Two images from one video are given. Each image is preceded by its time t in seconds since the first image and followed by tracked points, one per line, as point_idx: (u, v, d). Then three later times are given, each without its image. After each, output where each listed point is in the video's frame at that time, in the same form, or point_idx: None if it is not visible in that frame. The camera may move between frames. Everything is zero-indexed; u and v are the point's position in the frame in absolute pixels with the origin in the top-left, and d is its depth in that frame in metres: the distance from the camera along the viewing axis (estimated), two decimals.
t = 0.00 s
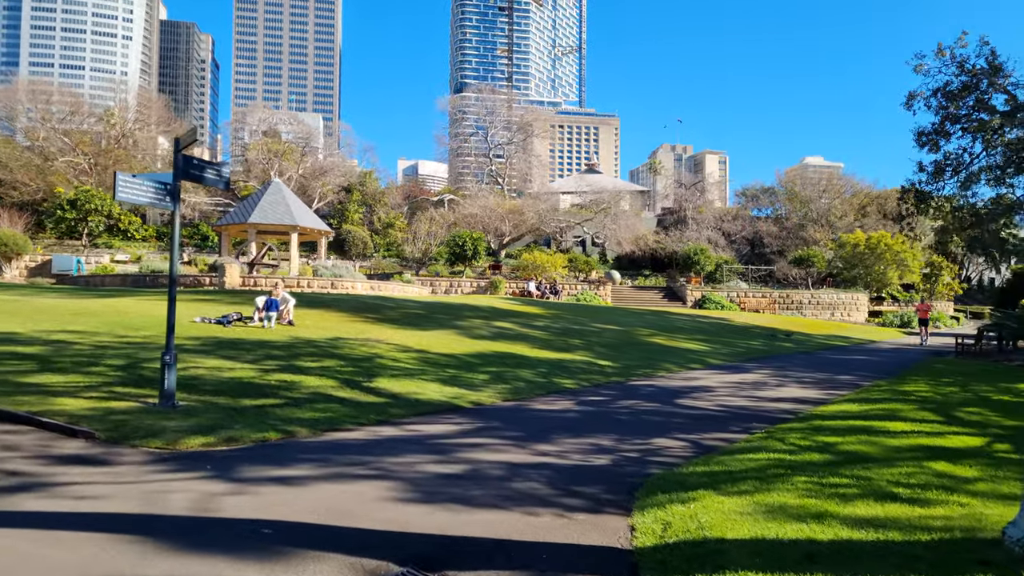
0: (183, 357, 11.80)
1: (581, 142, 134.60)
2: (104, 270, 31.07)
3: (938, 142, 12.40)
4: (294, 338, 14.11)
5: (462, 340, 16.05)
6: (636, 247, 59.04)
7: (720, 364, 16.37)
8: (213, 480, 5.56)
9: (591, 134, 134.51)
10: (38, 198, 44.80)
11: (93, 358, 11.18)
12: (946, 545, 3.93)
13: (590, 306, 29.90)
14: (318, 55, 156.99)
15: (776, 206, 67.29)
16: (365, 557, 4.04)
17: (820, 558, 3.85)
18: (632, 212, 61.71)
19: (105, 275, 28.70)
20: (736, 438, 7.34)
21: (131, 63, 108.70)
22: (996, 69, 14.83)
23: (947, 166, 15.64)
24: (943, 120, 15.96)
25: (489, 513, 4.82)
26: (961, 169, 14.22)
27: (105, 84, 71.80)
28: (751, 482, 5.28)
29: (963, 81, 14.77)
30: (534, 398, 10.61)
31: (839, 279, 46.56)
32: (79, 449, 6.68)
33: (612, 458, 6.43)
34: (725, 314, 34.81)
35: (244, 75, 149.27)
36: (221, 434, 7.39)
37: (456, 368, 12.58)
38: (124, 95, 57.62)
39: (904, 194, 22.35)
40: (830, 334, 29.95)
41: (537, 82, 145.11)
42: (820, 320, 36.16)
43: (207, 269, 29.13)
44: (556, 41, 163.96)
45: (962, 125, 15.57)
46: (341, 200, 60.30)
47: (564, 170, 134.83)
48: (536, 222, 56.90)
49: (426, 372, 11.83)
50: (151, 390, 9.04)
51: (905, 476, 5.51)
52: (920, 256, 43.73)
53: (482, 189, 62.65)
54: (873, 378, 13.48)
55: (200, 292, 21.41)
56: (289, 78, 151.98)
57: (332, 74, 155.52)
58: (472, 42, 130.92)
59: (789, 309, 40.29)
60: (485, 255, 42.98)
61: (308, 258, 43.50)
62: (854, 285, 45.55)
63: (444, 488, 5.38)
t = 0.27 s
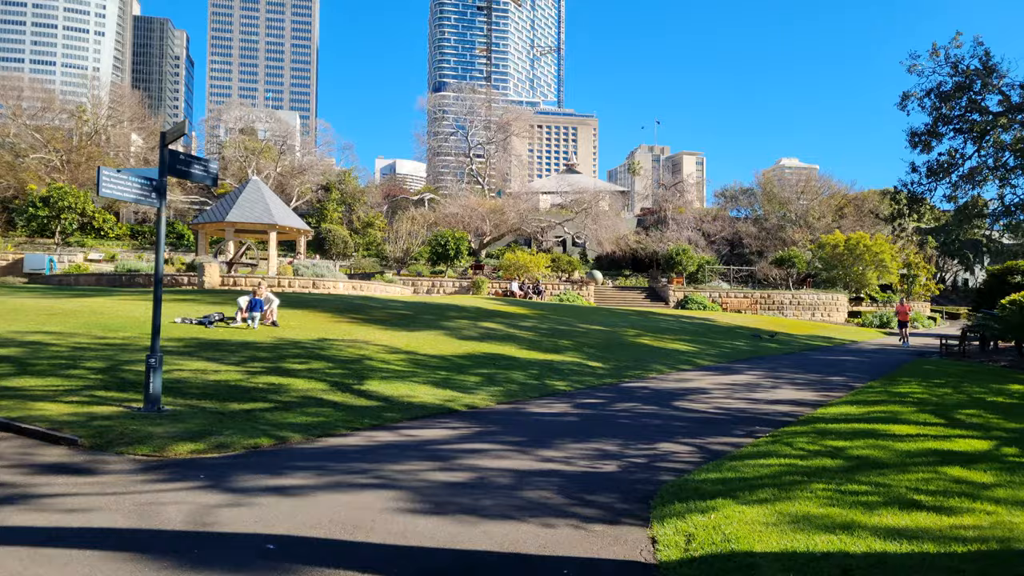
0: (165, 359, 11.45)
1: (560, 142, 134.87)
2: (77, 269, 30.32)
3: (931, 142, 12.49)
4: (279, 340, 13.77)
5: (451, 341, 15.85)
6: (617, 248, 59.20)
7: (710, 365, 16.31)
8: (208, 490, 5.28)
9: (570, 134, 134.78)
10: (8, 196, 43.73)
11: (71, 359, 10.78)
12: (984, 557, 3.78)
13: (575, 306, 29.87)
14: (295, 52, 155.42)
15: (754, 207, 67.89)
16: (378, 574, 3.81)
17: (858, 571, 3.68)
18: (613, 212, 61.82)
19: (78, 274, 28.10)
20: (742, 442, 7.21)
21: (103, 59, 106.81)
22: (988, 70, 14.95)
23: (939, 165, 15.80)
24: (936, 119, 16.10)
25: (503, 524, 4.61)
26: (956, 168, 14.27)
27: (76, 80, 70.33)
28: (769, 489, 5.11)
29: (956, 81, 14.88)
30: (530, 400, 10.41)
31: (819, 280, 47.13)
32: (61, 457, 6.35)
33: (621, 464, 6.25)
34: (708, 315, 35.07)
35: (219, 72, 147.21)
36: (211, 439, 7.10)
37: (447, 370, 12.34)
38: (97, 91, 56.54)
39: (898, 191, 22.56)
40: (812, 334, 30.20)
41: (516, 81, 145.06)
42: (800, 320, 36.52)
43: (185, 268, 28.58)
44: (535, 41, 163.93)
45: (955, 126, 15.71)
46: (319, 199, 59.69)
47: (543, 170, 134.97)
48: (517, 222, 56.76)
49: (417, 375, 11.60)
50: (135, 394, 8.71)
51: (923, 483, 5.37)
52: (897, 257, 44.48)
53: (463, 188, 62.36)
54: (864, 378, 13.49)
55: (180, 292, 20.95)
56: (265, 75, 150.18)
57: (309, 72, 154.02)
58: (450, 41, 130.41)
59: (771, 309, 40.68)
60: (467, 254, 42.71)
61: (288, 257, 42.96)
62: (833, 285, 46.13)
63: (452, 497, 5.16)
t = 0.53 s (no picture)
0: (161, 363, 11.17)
1: (549, 143, 134.90)
2: (64, 269, 29.92)
3: (936, 142, 12.44)
4: (276, 343, 13.51)
5: (450, 343, 15.63)
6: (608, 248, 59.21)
7: (711, 368, 16.18)
8: (217, 502, 5.04)
9: (559, 135, 134.78)
10: None
11: (64, 363, 10.50)
12: None
13: (569, 308, 29.77)
14: (282, 52, 154.46)
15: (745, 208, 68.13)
16: None
17: None
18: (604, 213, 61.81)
19: (67, 275, 27.31)
20: (761, 448, 7.03)
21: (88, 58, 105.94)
22: (994, 69, 14.90)
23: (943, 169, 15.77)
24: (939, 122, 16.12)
25: (530, 539, 4.39)
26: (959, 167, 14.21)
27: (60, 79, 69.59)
28: (801, 499, 4.94)
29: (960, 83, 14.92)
30: (536, 405, 10.21)
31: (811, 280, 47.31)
32: (61, 467, 6.11)
33: (642, 472, 6.05)
34: (702, 316, 35.12)
35: (206, 71, 146.01)
36: (215, 447, 6.85)
37: (449, 374, 12.13)
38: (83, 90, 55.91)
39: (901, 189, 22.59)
40: (807, 335, 30.24)
41: (506, 82, 144.79)
42: (793, 322, 36.60)
43: (176, 269, 28.18)
44: (524, 41, 163.75)
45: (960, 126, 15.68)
46: (309, 199, 59.22)
47: (533, 170, 134.87)
48: (508, 223, 56.60)
49: (419, 379, 11.37)
50: (132, 400, 8.46)
51: (958, 493, 5.21)
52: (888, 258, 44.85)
53: (453, 188, 62.11)
54: (868, 381, 13.40)
55: (172, 293, 20.63)
56: (252, 74, 149.06)
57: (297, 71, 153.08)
58: (439, 41, 129.95)
59: (764, 310, 40.82)
60: (459, 254, 42.45)
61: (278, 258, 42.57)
62: (826, 286, 46.33)
63: (474, 509, 4.94)
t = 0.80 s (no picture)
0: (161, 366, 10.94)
1: (543, 143, 134.92)
2: (57, 270, 29.63)
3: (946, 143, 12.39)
4: (277, 346, 13.29)
5: (452, 346, 15.45)
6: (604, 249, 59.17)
7: (715, 371, 16.05)
8: (229, 515, 4.84)
9: (552, 136, 134.74)
10: None
11: (62, 366, 10.28)
12: None
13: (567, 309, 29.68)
14: (275, 52, 153.84)
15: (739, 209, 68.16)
16: None
17: None
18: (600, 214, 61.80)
19: (60, 275, 26.92)
20: (782, 456, 6.86)
21: (79, 57, 105.40)
22: (1004, 70, 14.89)
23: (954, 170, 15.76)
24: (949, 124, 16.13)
25: (561, 555, 4.21)
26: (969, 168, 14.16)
27: (52, 78, 69.11)
28: (836, 511, 4.77)
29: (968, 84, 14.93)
30: (544, 409, 10.03)
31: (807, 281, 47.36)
32: (63, 477, 5.91)
33: (665, 481, 5.88)
34: (700, 317, 35.09)
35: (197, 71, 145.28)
36: (221, 455, 6.64)
37: (454, 377, 11.94)
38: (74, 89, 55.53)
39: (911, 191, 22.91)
40: (805, 336, 30.21)
41: (499, 82, 144.61)
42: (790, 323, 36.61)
43: (170, 269, 27.90)
44: (517, 42, 163.58)
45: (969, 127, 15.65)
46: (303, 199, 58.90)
47: (526, 171, 134.79)
48: (503, 223, 56.43)
49: (424, 382, 11.18)
50: (133, 405, 8.25)
51: (995, 503, 5.05)
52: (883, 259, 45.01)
53: (448, 189, 61.91)
54: (876, 384, 13.28)
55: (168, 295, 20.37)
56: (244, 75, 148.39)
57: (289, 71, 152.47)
58: (431, 41, 129.59)
59: (761, 311, 40.89)
60: (456, 255, 42.27)
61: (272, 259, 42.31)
62: (822, 287, 46.39)
63: (497, 522, 4.75)
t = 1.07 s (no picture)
0: (162, 368, 10.70)
1: (537, 143, 134.77)
2: (50, 269, 29.27)
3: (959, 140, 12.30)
4: (280, 347, 13.07)
5: (456, 346, 15.27)
6: (600, 249, 59.02)
7: (722, 372, 15.91)
8: (244, 526, 4.62)
9: (547, 135, 134.61)
10: None
11: (62, 368, 10.05)
12: None
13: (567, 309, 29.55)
14: (267, 51, 153.09)
15: (735, 209, 68.16)
16: None
17: None
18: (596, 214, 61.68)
19: (54, 275, 26.56)
20: (807, 461, 6.68)
21: (71, 55, 104.81)
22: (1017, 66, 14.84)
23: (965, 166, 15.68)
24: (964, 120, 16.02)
25: (599, 571, 3.99)
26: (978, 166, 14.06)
27: (43, 76, 68.40)
28: (877, 521, 4.59)
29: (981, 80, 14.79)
30: (556, 412, 9.84)
31: (805, 281, 47.37)
32: (68, 484, 5.69)
33: (691, 488, 5.69)
34: (699, 317, 35.04)
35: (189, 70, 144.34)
36: (231, 460, 6.43)
37: (461, 379, 11.75)
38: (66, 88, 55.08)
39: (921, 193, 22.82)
40: (805, 337, 30.15)
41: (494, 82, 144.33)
42: (789, 323, 36.54)
43: (166, 269, 27.61)
44: (511, 41, 163.18)
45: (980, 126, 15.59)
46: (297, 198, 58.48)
47: (521, 171, 134.59)
48: (499, 223, 56.15)
49: (432, 384, 10.98)
50: (137, 408, 8.04)
51: None
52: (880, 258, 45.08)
53: (444, 189, 61.61)
54: (886, 386, 13.14)
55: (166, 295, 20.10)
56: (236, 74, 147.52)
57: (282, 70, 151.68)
58: (425, 41, 129.05)
59: (759, 311, 40.89)
60: (453, 255, 42.02)
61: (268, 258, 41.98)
62: (820, 286, 46.41)
63: (527, 533, 4.54)
